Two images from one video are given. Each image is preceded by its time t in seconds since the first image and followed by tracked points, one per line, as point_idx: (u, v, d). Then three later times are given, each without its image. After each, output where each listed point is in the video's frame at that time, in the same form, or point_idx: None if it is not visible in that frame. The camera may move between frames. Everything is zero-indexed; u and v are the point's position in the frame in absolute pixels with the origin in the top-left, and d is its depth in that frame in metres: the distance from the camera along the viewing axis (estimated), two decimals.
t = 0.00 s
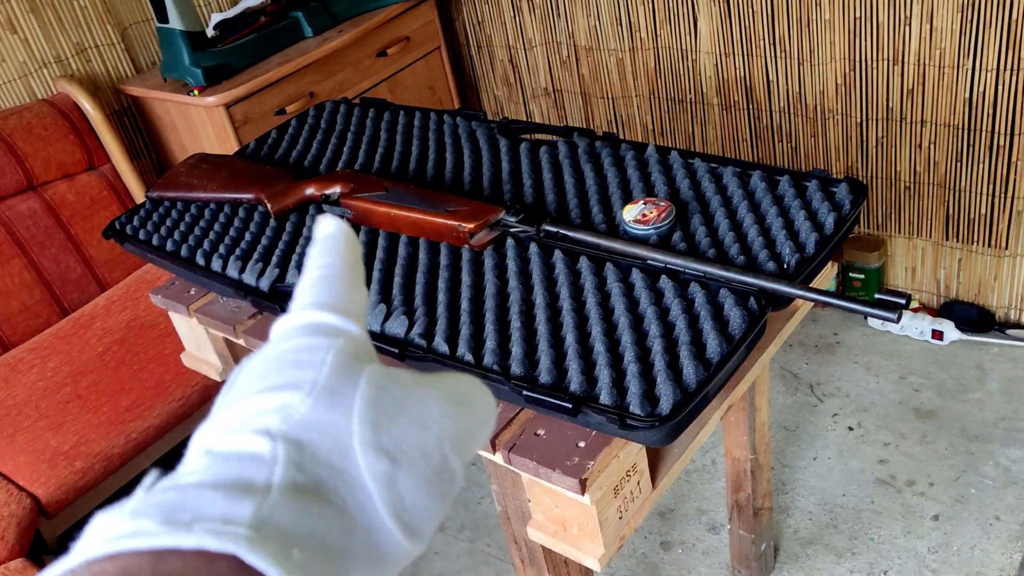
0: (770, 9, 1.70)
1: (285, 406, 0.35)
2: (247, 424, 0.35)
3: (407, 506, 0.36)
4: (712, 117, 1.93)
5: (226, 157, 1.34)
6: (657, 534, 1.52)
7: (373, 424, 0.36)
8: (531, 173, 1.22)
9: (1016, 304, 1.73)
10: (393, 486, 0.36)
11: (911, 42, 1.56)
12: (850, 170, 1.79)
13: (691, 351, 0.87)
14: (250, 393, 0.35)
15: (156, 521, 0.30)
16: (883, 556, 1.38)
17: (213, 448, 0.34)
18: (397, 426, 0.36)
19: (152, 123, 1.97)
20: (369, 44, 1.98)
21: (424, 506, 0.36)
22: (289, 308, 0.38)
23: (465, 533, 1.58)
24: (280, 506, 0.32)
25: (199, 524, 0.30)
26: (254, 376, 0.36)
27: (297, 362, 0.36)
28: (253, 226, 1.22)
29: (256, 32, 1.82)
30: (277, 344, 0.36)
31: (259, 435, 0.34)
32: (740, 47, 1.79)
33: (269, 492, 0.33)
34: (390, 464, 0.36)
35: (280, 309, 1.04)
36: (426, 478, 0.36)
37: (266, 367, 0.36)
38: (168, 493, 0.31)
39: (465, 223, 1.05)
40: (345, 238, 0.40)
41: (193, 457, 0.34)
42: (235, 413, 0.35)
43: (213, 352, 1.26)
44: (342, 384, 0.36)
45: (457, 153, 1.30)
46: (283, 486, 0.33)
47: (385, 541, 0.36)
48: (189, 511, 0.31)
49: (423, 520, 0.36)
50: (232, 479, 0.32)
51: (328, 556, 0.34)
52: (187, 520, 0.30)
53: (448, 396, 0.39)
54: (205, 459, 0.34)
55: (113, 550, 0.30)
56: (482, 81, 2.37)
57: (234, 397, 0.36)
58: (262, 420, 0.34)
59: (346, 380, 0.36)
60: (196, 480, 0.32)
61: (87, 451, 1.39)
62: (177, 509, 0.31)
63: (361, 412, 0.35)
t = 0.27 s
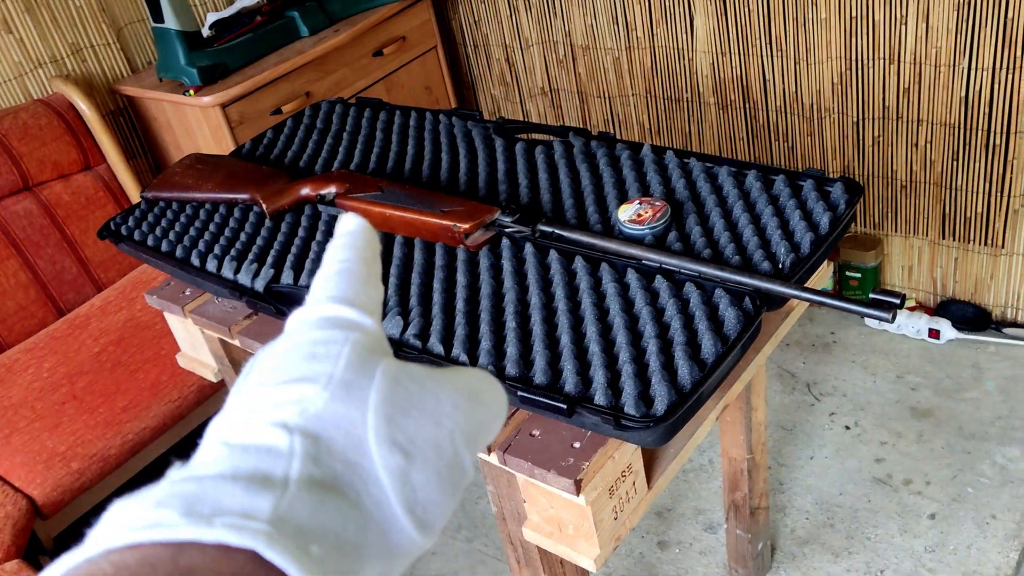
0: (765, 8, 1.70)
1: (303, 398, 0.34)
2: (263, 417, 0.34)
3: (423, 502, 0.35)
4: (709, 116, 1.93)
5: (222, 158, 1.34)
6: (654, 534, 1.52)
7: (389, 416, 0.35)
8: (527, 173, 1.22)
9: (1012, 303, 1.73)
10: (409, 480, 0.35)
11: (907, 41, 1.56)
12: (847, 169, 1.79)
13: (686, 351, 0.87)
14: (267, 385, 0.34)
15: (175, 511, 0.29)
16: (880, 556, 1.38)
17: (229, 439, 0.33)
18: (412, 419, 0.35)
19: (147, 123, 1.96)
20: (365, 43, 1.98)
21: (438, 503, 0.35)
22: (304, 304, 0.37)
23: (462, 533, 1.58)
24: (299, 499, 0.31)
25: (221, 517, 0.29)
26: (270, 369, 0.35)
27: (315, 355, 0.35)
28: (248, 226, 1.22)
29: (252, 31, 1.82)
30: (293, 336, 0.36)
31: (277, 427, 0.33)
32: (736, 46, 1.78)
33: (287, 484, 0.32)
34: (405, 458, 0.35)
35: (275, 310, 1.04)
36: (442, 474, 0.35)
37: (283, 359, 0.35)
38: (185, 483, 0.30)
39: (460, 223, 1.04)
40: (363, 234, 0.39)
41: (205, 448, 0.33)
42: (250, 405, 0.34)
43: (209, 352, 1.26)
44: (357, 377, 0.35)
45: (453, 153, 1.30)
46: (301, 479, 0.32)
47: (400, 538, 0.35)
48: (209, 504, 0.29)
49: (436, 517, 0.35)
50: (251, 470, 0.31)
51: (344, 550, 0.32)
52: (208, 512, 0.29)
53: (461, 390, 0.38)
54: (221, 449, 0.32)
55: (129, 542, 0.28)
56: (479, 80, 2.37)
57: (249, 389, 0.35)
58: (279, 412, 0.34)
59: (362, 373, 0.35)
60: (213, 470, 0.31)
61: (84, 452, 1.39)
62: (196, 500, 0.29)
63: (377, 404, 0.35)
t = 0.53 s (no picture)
0: (765, 6, 1.69)
1: (303, 422, 0.30)
2: (260, 437, 0.30)
3: (431, 510, 0.33)
4: (708, 115, 1.93)
5: (220, 157, 1.33)
6: (654, 533, 1.51)
7: (391, 430, 0.31)
8: (525, 172, 1.21)
9: (1012, 302, 1.73)
10: (418, 495, 0.32)
11: (907, 39, 1.56)
12: (846, 168, 1.79)
13: (685, 350, 0.87)
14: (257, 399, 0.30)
15: (201, 558, 0.27)
16: (880, 555, 1.38)
17: (231, 465, 0.30)
18: (416, 428, 0.32)
19: (146, 122, 1.96)
20: (364, 42, 1.98)
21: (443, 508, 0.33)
22: (271, 276, 0.32)
23: (461, 532, 1.57)
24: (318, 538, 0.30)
25: None
26: (259, 373, 0.31)
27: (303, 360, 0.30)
28: (246, 225, 1.22)
29: (250, 30, 1.82)
30: (273, 331, 0.31)
31: (282, 457, 0.30)
32: (736, 45, 1.78)
33: (304, 523, 0.29)
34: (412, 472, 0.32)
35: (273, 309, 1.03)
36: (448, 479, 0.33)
37: (269, 362, 0.30)
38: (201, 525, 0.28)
39: (459, 222, 1.04)
40: (327, 178, 0.33)
41: (206, 474, 0.30)
42: (243, 419, 0.30)
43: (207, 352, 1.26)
44: (356, 388, 0.31)
45: (452, 152, 1.30)
46: (315, 513, 0.30)
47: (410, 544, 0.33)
48: (236, 548, 0.28)
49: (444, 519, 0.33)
50: (264, 505, 0.29)
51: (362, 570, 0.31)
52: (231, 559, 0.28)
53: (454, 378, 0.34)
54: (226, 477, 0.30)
55: None
56: (478, 79, 2.37)
57: (239, 393, 0.31)
58: (279, 435, 0.30)
59: (361, 383, 0.31)
60: (220, 510, 0.29)
61: (82, 452, 1.39)
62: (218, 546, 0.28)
63: (380, 420, 0.31)
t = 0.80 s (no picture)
0: (767, 5, 1.69)
1: (328, 386, 0.30)
2: (282, 406, 0.30)
3: (453, 498, 0.32)
4: (710, 113, 1.93)
5: (223, 154, 1.33)
6: (656, 531, 1.51)
7: (415, 408, 0.32)
8: (529, 169, 1.21)
9: (1015, 300, 1.73)
10: (437, 474, 0.31)
11: (909, 37, 1.56)
12: (849, 166, 1.79)
13: (689, 347, 0.87)
14: (281, 376, 0.31)
15: (216, 494, 0.26)
16: (882, 552, 1.38)
17: (252, 426, 0.30)
18: (440, 412, 0.32)
19: (148, 120, 1.96)
20: (366, 40, 1.98)
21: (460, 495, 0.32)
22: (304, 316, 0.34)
23: (463, 530, 1.58)
24: (339, 484, 0.29)
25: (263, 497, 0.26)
26: (283, 360, 0.31)
27: (334, 348, 0.31)
28: (249, 223, 1.22)
29: (252, 28, 1.82)
30: (305, 332, 0.32)
31: (305, 414, 0.30)
32: (738, 43, 1.78)
33: (321, 471, 0.29)
34: (432, 448, 0.31)
35: (277, 306, 1.03)
36: (470, 470, 0.32)
37: (294, 352, 0.31)
38: (221, 471, 0.27)
39: (463, 219, 1.04)
40: (366, 262, 0.35)
41: (223, 439, 0.30)
42: (264, 399, 0.31)
43: (210, 349, 1.26)
44: (380, 367, 0.31)
45: (455, 149, 1.30)
46: (337, 466, 0.29)
47: (429, 531, 0.31)
48: (251, 487, 0.27)
49: (462, 510, 0.32)
50: (284, 454, 0.28)
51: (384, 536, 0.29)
52: (249, 493, 0.26)
53: (484, 389, 0.35)
54: (244, 437, 0.29)
55: (176, 522, 0.26)
56: (480, 77, 2.37)
57: (261, 382, 0.32)
58: (302, 399, 0.30)
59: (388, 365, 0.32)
60: (241, 458, 0.28)
61: (85, 449, 1.39)
62: (236, 482, 0.27)
63: (404, 396, 0.31)
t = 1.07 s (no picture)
0: (769, 4, 1.70)
1: (325, 387, 0.33)
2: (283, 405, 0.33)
3: (446, 489, 0.36)
4: (712, 112, 1.93)
5: (226, 153, 1.34)
6: (658, 529, 1.51)
7: (409, 406, 0.35)
8: (531, 168, 1.22)
9: (1016, 299, 1.73)
10: (430, 469, 0.35)
11: (911, 36, 1.56)
12: (850, 165, 1.79)
13: (692, 344, 0.87)
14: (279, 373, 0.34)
15: (218, 499, 0.29)
16: (883, 551, 1.38)
17: (253, 426, 0.33)
18: (430, 408, 0.36)
19: (150, 119, 1.96)
20: (368, 39, 1.98)
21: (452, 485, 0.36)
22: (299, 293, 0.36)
23: (465, 528, 1.58)
24: (337, 486, 0.32)
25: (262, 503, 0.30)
26: (280, 356, 0.34)
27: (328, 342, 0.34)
28: (252, 221, 1.22)
29: (255, 27, 1.82)
30: (300, 323, 0.34)
31: (303, 416, 0.33)
32: (740, 42, 1.78)
33: (321, 477, 0.32)
34: (425, 445, 0.35)
35: (280, 304, 1.04)
36: (460, 460, 0.36)
37: (290, 344, 0.34)
38: (224, 474, 0.30)
39: (466, 217, 1.05)
40: (355, 248, 0.37)
41: (231, 434, 0.33)
42: (265, 398, 0.34)
43: (213, 347, 1.26)
44: (375, 366, 0.34)
45: (457, 148, 1.30)
46: (334, 469, 0.32)
47: (419, 518, 0.35)
48: (250, 491, 0.30)
49: (456, 497, 0.36)
50: (283, 456, 0.32)
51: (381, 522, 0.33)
52: (248, 498, 0.30)
53: (471, 381, 0.38)
54: (247, 437, 0.32)
55: (178, 524, 0.28)
56: (481, 76, 2.37)
57: (260, 376, 0.34)
58: (299, 400, 0.33)
59: (381, 361, 0.35)
60: (243, 460, 0.31)
61: (87, 447, 1.39)
62: (237, 485, 0.30)
63: (397, 393, 0.35)
